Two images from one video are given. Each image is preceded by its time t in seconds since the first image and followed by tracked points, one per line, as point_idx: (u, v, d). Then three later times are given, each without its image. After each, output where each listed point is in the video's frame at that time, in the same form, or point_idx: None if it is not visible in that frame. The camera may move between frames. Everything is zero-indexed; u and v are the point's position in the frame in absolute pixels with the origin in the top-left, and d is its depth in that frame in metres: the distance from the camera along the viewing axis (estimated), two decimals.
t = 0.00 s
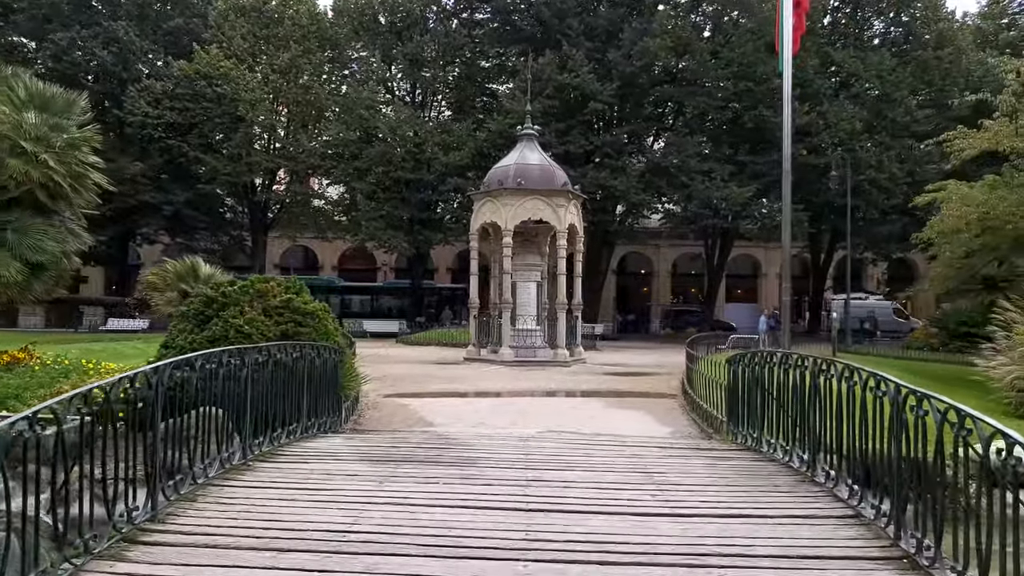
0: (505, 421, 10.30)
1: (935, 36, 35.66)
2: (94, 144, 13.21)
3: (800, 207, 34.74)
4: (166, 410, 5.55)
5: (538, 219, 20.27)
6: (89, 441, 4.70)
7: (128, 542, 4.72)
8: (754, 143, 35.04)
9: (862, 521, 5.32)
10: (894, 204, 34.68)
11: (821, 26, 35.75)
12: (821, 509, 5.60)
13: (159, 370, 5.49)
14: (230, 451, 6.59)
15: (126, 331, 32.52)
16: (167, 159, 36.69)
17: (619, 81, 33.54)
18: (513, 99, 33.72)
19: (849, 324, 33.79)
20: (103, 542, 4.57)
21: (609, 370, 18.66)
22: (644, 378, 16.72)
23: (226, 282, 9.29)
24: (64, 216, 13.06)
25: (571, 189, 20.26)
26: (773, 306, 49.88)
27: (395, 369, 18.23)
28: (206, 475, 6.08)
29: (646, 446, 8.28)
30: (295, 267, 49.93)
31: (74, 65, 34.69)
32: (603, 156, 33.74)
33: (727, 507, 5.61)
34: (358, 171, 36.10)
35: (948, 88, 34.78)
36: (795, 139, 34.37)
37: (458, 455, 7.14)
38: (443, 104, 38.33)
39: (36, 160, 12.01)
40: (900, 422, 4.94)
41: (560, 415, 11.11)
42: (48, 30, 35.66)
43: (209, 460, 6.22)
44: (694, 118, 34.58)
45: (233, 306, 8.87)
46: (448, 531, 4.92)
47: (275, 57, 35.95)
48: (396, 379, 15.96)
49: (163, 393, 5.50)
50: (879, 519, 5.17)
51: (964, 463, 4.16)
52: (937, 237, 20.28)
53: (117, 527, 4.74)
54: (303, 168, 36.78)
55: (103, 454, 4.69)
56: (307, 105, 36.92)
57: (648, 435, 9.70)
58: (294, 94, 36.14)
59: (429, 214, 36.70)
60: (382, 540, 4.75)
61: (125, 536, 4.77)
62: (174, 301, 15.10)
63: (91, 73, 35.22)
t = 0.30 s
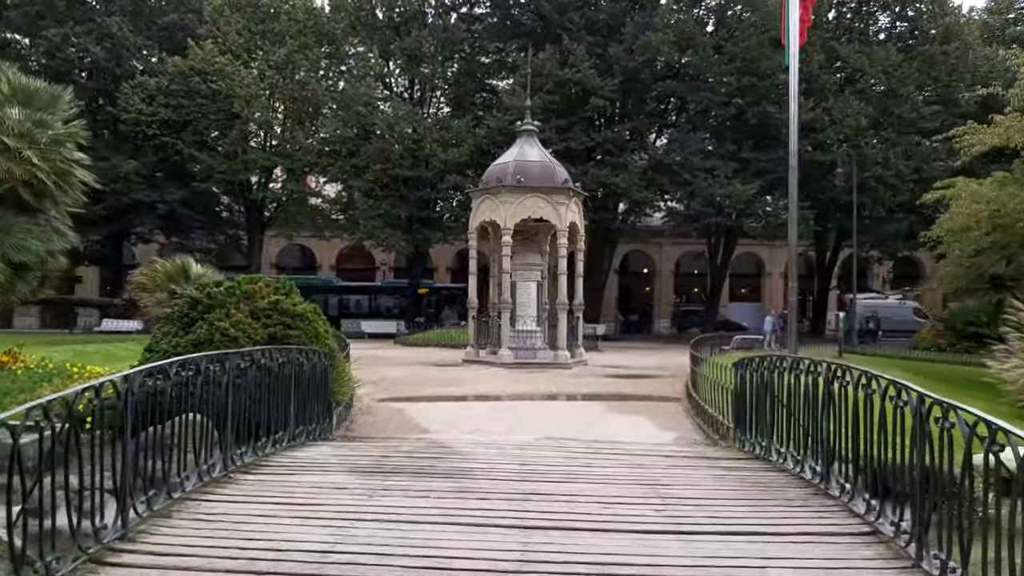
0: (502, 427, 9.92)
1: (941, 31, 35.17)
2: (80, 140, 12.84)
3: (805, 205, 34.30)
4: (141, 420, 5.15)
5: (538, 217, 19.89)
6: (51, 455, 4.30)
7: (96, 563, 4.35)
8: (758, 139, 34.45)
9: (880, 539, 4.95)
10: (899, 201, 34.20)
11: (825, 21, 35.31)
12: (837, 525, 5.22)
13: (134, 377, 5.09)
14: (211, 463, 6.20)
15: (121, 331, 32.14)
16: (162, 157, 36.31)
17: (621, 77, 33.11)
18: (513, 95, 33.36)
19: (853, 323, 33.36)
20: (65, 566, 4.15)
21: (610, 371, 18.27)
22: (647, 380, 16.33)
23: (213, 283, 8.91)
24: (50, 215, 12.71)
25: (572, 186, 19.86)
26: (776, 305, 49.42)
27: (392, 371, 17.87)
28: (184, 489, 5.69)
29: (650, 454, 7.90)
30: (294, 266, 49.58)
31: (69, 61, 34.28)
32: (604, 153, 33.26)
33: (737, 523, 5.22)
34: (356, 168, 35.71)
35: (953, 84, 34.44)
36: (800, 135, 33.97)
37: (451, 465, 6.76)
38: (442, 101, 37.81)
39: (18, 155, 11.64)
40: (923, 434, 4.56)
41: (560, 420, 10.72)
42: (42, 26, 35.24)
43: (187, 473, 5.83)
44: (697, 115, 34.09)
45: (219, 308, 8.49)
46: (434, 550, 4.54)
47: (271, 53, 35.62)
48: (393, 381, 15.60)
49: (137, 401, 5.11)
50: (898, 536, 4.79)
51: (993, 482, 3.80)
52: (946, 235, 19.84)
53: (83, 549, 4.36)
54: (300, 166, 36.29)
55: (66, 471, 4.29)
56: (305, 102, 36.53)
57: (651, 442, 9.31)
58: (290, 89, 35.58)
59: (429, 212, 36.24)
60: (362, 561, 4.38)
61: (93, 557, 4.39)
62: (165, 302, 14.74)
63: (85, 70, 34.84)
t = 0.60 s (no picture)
0: (500, 430, 9.73)
1: (942, 32, 35.07)
2: (70, 139, 12.67)
3: (806, 206, 34.12)
4: (112, 426, 4.97)
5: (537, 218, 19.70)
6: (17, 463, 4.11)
7: None
8: (758, 141, 34.27)
9: (893, 551, 4.76)
10: (900, 202, 34.05)
11: (826, 23, 35.19)
12: (847, 537, 5.03)
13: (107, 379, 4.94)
14: (191, 469, 6.00)
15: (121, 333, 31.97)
16: (162, 159, 36.19)
17: (621, 78, 33.05)
18: (513, 97, 33.24)
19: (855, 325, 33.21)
20: None
21: (610, 373, 18.09)
22: (647, 381, 16.15)
23: (202, 283, 8.74)
24: (41, 215, 12.57)
25: (571, 186, 19.67)
26: (777, 306, 49.25)
27: (390, 372, 17.69)
28: (161, 497, 5.49)
29: (650, 459, 7.70)
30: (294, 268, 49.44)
31: (67, 63, 34.04)
32: (605, 154, 33.00)
33: (738, 533, 5.03)
34: (356, 170, 35.55)
35: (955, 85, 34.23)
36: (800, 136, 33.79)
37: (444, 471, 6.57)
38: (442, 103, 37.83)
39: (8, 155, 11.47)
40: (938, 441, 4.38)
41: (558, 422, 10.53)
42: (41, 28, 35.14)
43: (165, 480, 5.62)
44: (697, 116, 33.92)
45: (207, 308, 8.31)
46: (424, 562, 4.35)
47: (270, 55, 35.58)
48: (390, 383, 15.43)
49: (105, 405, 4.93)
50: (911, 549, 4.62)
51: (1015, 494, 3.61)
52: (950, 236, 19.61)
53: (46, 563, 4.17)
54: (301, 168, 36.18)
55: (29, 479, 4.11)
56: (305, 104, 36.38)
57: (651, 445, 9.12)
58: (289, 92, 35.59)
59: (429, 214, 36.08)
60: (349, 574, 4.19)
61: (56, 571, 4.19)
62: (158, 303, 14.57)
63: (84, 72, 34.68)
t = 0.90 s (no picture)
0: (495, 430, 9.41)
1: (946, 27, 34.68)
2: (56, 133, 12.39)
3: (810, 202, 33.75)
4: (73, 428, 4.64)
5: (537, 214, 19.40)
6: None
7: None
8: (762, 136, 33.89)
9: (910, 562, 4.42)
10: (905, 199, 33.65)
11: (830, 18, 34.80)
12: (859, 546, 4.69)
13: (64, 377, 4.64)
14: (163, 474, 5.67)
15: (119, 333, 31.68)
16: (160, 156, 35.91)
17: (622, 73, 32.75)
18: (513, 92, 32.90)
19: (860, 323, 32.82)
20: None
21: (611, 371, 17.74)
22: (649, 380, 15.81)
23: (186, 278, 8.44)
24: (27, 211, 12.31)
25: (571, 182, 19.34)
26: (780, 304, 48.87)
27: (386, 371, 17.38)
28: (130, 504, 5.16)
29: (649, 461, 7.37)
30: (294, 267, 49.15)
31: (64, 60, 33.77)
32: (607, 151, 32.63)
33: (742, 541, 4.72)
34: (356, 167, 35.20)
35: (960, 79, 33.85)
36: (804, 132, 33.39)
37: (433, 475, 6.24)
38: (442, 99, 37.58)
39: None
40: (958, 443, 4.03)
41: (556, 422, 10.22)
42: (38, 25, 34.84)
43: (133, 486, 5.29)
44: (700, 111, 33.49)
45: (191, 305, 8.01)
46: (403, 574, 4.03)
47: (268, 51, 35.42)
48: (385, 382, 15.11)
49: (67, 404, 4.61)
50: (929, 560, 4.29)
51: None
52: (957, 232, 19.29)
53: None
54: (300, 165, 35.85)
55: None
56: (303, 101, 36.07)
57: (652, 446, 8.80)
58: (288, 89, 35.36)
59: (429, 211, 35.79)
60: None
61: None
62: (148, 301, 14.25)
63: (81, 68, 34.36)
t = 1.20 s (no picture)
0: (487, 437, 9.13)
1: (947, 28, 34.47)
2: (39, 129, 12.09)
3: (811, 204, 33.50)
4: (27, 438, 4.33)
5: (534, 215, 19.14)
6: None
7: None
8: (762, 138, 33.64)
9: None
10: (906, 201, 33.44)
11: (831, 19, 34.57)
12: (872, 568, 4.40)
13: (13, 386, 4.36)
14: (131, 486, 5.35)
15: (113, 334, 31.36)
16: (156, 156, 35.62)
17: (622, 74, 32.55)
18: (512, 93, 32.66)
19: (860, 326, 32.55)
20: None
21: (608, 375, 17.47)
22: (647, 384, 15.55)
23: (167, 279, 8.15)
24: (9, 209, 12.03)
25: (569, 182, 19.08)
26: (780, 307, 48.63)
27: (380, 374, 17.09)
28: (92, 518, 4.84)
29: (646, 471, 7.10)
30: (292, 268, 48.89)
31: (59, 60, 33.51)
32: (606, 152, 32.40)
33: (745, 563, 4.42)
34: (353, 168, 34.97)
35: (962, 81, 33.66)
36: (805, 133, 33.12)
37: (418, 486, 5.96)
38: (440, 100, 37.38)
39: None
40: (980, 459, 3.77)
41: (551, 429, 9.92)
42: (33, 23, 34.57)
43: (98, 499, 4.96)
44: (700, 113, 33.23)
45: (171, 307, 7.72)
46: None
47: (265, 50, 35.19)
48: (377, 385, 14.83)
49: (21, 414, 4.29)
50: None
51: None
52: (960, 234, 19.05)
53: None
54: (297, 165, 35.59)
55: None
56: (301, 102, 35.85)
57: (649, 454, 8.51)
58: (286, 89, 35.14)
59: (427, 211, 35.56)
60: None
61: None
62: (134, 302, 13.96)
63: (76, 68, 34.09)
